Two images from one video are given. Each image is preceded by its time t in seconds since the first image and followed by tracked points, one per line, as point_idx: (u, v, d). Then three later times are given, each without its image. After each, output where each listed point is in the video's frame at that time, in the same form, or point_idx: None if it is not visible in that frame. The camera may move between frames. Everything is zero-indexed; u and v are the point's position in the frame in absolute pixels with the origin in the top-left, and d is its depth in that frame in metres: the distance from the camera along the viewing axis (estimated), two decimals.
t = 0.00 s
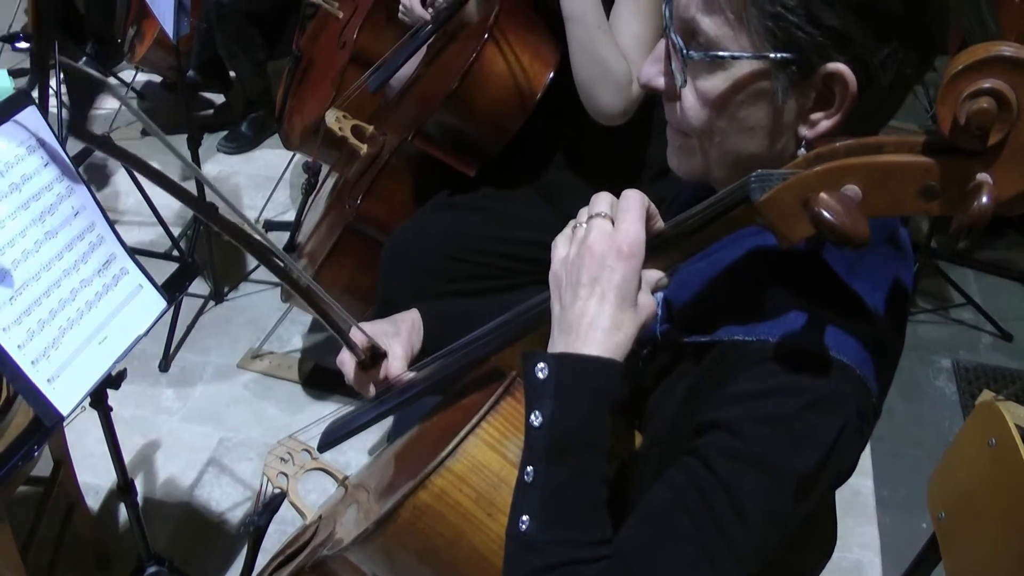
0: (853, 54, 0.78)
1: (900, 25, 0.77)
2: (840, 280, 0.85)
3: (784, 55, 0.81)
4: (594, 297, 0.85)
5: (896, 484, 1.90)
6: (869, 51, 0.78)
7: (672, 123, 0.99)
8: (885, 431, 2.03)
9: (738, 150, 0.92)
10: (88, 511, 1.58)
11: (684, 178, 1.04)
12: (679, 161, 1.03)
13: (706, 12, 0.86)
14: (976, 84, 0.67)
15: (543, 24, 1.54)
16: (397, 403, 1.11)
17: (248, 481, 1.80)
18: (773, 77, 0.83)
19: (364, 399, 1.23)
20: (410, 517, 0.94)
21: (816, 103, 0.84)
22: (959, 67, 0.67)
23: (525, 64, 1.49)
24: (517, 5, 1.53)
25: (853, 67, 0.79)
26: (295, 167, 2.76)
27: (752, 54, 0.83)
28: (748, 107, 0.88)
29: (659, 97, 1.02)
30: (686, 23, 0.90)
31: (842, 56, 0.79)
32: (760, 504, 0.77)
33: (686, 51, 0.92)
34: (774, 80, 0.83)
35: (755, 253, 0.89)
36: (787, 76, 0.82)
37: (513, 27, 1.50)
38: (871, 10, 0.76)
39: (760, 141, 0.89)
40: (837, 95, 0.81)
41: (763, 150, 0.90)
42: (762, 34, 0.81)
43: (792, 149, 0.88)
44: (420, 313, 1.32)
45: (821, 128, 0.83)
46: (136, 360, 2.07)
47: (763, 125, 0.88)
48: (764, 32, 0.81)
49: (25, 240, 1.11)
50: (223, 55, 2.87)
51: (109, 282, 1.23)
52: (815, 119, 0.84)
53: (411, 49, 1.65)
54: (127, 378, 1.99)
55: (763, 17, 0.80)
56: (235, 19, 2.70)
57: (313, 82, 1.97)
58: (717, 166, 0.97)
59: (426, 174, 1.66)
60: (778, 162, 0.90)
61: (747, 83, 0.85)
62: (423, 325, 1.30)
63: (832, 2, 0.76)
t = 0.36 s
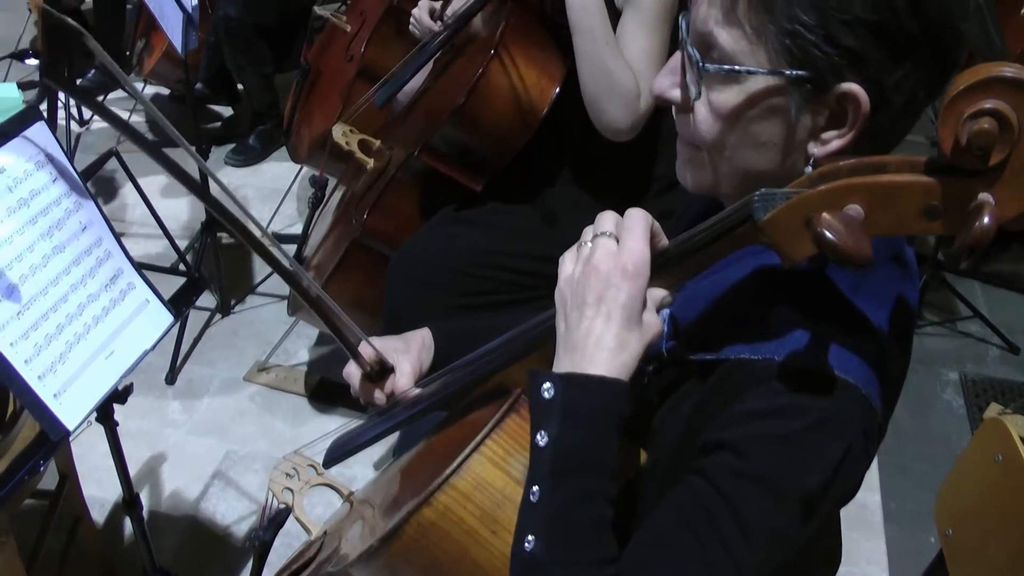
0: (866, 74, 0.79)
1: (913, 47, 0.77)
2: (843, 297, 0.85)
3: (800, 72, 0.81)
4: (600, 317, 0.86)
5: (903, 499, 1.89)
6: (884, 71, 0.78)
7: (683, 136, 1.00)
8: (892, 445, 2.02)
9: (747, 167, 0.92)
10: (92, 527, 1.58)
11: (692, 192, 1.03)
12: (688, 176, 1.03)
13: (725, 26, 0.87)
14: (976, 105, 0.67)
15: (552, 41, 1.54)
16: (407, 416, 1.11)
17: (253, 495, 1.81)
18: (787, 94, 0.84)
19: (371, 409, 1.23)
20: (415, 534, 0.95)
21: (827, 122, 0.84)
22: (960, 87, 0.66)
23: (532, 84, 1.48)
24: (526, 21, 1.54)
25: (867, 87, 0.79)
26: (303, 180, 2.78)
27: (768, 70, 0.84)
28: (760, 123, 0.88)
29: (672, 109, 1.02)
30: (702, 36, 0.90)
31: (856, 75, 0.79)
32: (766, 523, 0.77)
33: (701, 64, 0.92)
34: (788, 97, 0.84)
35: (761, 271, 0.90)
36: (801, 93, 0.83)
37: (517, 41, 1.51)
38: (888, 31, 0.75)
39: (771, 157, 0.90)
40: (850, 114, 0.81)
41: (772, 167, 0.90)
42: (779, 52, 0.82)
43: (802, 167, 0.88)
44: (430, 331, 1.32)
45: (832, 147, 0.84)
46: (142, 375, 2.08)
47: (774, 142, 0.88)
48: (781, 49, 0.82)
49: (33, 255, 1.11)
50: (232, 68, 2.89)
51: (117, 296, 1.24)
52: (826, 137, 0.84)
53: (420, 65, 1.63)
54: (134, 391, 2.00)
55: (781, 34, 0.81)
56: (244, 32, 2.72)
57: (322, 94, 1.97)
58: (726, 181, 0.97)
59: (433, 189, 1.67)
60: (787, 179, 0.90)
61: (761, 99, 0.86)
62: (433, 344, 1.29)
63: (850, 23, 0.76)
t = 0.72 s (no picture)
0: (868, 108, 0.79)
1: (917, 79, 0.78)
2: (852, 334, 0.85)
3: (801, 107, 0.82)
4: (607, 353, 0.86)
5: (908, 529, 1.88)
6: (885, 105, 0.79)
7: (687, 172, 1.00)
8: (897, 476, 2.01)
9: (752, 202, 0.93)
10: (94, 552, 1.58)
11: (698, 228, 1.04)
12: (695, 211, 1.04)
13: (725, 63, 0.88)
14: (985, 145, 0.69)
15: (561, 71, 1.53)
16: (408, 450, 1.11)
17: (256, 522, 1.80)
18: (789, 130, 0.84)
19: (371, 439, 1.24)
20: (419, 568, 0.95)
21: (830, 157, 0.84)
22: (969, 126, 0.69)
23: (537, 111, 1.47)
24: (531, 49, 1.55)
25: (868, 121, 0.80)
26: (307, 207, 2.78)
27: (768, 107, 0.84)
28: (763, 158, 0.88)
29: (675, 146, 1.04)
30: (703, 74, 0.91)
31: (858, 110, 0.80)
32: (774, 560, 0.77)
33: (703, 102, 0.92)
34: (790, 133, 0.84)
35: (770, 307, 0.89)
36: (803, 129, 0.83)
37: (522, 70, 1.50)
38: (889, 65, 0.77)
39: (776, 193, 0.90)
40: (853, 148, 0.81)
41: (777, 203, 0.90)
42: (779, 88, 0.83)
43: (808, 202, 0.88)
44: (436, 362, 1.31)
45: (836, 182, 0.83)
46: (145, 401, 2.07)
47: (779, 177, 0.88)
48: (781, 85, 0.82)
49: (37, 282, 1.11)
50: (237, 93, 2.89)
51: (121, 324, 1.24)
52: (830, 172, 0.84)
53: (425, 93, 1.61)
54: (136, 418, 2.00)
55: (780, 70, 0.81)
56: (249, 57, 2.73)
57: (326, 119, 1.99)
58: (733, 217, 0.97)
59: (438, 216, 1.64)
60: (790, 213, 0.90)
61: (762, 135, 0.86)
62: (439, 375, 1.28)
63: (850, 57, 0.77)
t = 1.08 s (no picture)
0: (867, 150, 0.81)
1: (915, 123, 0.80)
2: (852, 373, 0.85)
3: (800, 148, 0.83)
4: (608, 395, 0.86)
5: (912, 564, 1.86)
6: (883, 146, 0.80)
7: (688, 211, 1.01)
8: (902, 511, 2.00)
9: (753, 242, 0.93)
10: None
11: (698, 267, 1.04)
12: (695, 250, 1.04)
13: (725, 102, 0.89)
14: (984, 188, 0.72)
15: (558, 104, 1.54)
16: (413, 486, 1.11)
17: (258, 556, 1.79)
18: (788, 169, 0.85)
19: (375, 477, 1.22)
20: None
21: (829, 198, 0.85)
22: (968, 170, 0.71)
23: (537, 146, 1.48)
24: (535, 83, 1.55)
25: (868, 163, 0.81)
26: (310, 241, 2.75)
27: (768, 146, 0.85)
28: (763, 198, 0.89)
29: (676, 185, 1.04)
30: (704, 114, 0.92)
31: (857, 152, 0.81)
32: None
33: (703, 142, 0.94)
34: (790, 173, 0.85)
35: (769, 347, 0.90)
36: (802, 169, 0.84)
37: (526, 105, 1.51)
38: (887, 106, 0.78)
39: (775, 233, 0.90)
40: (852, 189, 0.83)
41: (777, 242, 0.91)
42: (779, 128, 0.84)
43: (808, 242, 0.89)
44: (439, 400, 1.32)
45: (836, 223, 0.84)
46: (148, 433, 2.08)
47: (779, 217, 0.89)
48: (780, 126, 0.83)
49: (41, 318, 1.12)
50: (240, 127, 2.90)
51: (124, 359, 1.24)
52: (829, 213, 0.85)
53: (427, 127, 1.64)
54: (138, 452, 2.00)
55: (780, 111, 0.83)
56: (253, 91, 2.77)
57: (328, 151, 2.00)
58: (733, 255, 0.97)
59: (439, 250, 1.65)
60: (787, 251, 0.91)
61: (762, 175, 0.87)
62: (441, 413, 1.29)
63: (848, 99, 0.78)
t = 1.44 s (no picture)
0: (865, 180, 0.81)
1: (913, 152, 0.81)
2: (853, 401, 0.85)
3: (798, 178, 0.84)
4: (610, 422, 0.87)
5: None
6: (881, 175, 0.81)
7: (690, 242, 1.02)
8: (905, 535, 1.98)
9: (752, 271, 0.93)
10: None
11: (700, 297, 1.05)
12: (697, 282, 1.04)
13: (723, 134, 0.90)
14: (980, 218, 0.72)
15: (559, 129, 1.53)
16: (414, 513, 1.10)
17: None
18: (787, 199, 0.85)
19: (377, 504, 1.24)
20: None
21: (828, 227, 0.86)
22: (965, 200, 0.71)
23: (540, 174, 1.47)
24: (537, 110, 1.53)
25: (866, 193, 0.82)
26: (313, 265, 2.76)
27: (766, 176, 0.86)
28: (762, 228, 0.89)
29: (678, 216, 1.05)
30: (703, 145, 0.93)
31: (855, 181, 0.82)
32: None
33: (702, 173, 0.94)
34: (788, 203, 0.86)
35: (771, 374, 0.90)
36: (801, 198, 0.85)
37: (528, 131, 1.49)
38: (883, 136, 0.79)
39: (775, 263, 0.91)
40: (851, 219, 0.83)
41: (776, 271, 0.91)
42: (777, 158, 0.85)
43: (808, 270, 0.89)
44: (437, 423, 1.32)
45: (836, 251, 0.85)
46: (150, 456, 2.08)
47: (779, 247, 0.89)
48: (778, 156, 0.84)
49: (45, 343, 1.13)
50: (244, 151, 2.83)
51: (127, 385, 1.25)
52: (829, 242, 0.85)
53: (431, 154, 1.61)
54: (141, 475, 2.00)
55: (777, 141, 0.83)
56: (257, 115, 2.74)
57: (331, 176, 1.99)
58: (734, 284, 0.97)
59: (443, 276, 1.62)
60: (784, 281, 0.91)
61: (761, 205, 0.87)
62: (440, 436, 1.29)
63: (844, 129, 0.79)
